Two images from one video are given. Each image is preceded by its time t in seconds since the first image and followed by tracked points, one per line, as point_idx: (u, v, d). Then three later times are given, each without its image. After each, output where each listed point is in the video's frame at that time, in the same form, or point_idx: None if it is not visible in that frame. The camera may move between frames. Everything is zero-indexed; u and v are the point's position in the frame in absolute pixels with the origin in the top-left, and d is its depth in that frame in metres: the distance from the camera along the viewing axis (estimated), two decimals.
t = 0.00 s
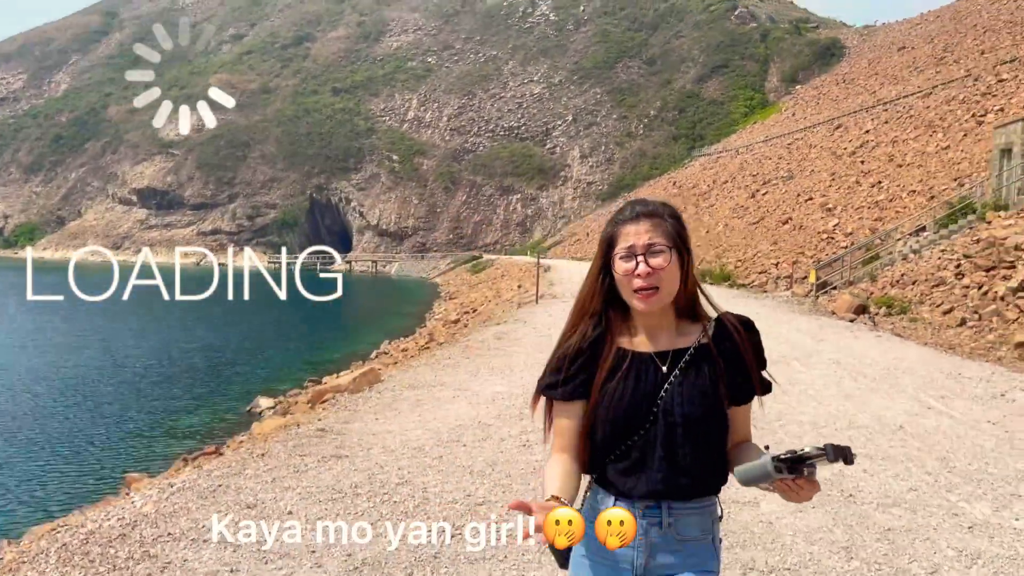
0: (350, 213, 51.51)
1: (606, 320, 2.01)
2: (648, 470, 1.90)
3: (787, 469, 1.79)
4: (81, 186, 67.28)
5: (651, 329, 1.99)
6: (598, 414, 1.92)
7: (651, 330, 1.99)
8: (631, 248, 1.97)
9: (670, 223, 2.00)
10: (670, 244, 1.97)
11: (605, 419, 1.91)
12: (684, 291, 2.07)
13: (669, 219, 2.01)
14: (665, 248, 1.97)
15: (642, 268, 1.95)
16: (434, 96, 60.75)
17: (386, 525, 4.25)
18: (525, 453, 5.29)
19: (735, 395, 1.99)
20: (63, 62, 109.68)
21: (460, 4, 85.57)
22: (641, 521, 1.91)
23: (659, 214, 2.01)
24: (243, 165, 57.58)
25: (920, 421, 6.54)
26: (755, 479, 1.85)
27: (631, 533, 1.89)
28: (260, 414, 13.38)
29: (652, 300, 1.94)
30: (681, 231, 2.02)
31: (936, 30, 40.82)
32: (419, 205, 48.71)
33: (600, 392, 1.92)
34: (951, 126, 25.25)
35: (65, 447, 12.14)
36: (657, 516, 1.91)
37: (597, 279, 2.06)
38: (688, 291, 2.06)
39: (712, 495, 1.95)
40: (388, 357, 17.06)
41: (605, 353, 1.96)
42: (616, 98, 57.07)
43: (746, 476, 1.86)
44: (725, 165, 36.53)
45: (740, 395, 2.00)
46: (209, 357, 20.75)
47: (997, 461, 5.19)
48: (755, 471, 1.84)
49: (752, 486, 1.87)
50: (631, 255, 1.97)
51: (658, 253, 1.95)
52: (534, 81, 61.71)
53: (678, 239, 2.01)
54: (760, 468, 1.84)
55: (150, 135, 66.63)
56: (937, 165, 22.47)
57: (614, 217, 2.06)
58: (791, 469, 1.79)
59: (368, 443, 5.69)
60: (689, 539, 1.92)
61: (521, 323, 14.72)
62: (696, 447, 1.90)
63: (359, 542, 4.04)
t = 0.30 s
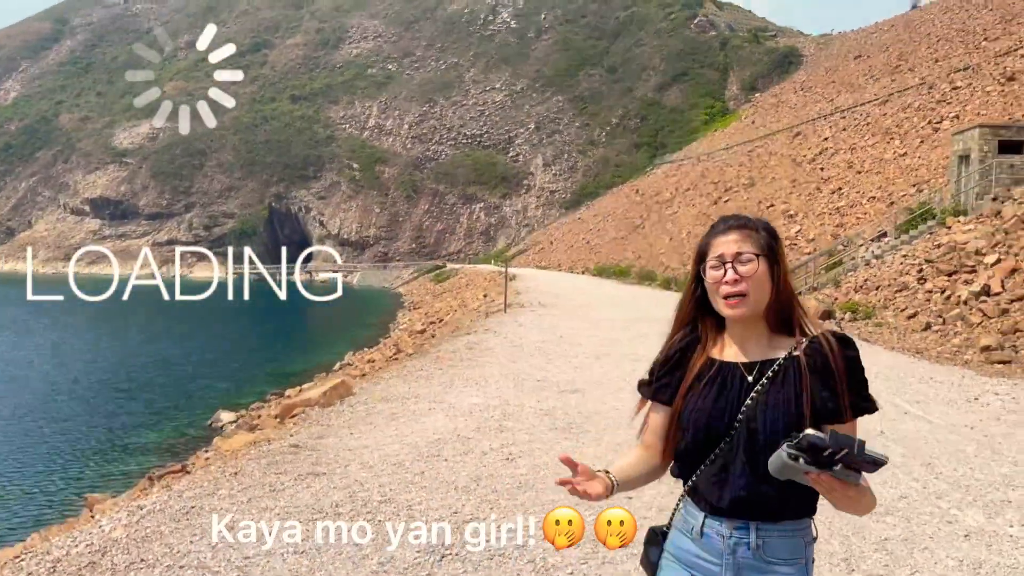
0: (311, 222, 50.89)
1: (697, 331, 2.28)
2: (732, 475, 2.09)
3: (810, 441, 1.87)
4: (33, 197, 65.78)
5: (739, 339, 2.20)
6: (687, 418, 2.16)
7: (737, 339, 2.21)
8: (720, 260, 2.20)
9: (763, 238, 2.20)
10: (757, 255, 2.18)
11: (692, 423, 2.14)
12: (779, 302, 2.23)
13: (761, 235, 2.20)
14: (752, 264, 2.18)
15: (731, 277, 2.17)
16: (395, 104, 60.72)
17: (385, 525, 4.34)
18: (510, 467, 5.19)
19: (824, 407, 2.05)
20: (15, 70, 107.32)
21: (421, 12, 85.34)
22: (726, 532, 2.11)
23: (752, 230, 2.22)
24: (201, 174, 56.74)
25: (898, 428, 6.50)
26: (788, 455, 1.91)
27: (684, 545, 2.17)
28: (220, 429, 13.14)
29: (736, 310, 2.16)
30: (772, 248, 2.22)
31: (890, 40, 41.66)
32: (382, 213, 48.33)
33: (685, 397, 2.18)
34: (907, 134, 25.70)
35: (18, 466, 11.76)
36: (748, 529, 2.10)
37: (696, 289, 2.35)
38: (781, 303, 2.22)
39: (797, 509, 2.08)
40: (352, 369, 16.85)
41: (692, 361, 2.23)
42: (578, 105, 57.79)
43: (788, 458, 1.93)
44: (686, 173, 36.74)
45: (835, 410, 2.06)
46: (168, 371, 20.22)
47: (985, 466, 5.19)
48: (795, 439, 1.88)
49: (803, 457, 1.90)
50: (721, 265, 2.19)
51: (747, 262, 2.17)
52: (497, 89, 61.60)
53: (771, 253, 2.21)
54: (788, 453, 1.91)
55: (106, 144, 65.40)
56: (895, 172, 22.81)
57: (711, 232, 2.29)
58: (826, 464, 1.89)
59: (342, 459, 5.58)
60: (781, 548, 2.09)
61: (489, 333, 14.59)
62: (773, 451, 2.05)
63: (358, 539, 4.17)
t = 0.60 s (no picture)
0: (273, 231, 50.43)
1: (769, 312, 2.38)
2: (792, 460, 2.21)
3: (772, 465, 2.11)
4: None
5: (809, 322, 2.30)
6: (753, 403, 2.29)
7: (807, 323, 2.31)
8: (797, 242, 2.29)
9: (841, 223, 2.29)
10: (835, 239, 2.26)
11: (756, 405, 2.28)
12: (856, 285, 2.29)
13: (839, 223, 2.28)
14: (827, 247, 2.26)
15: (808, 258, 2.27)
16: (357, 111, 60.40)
17: (386, 524, 4.43)
18: (484, 481, 5.03)
19: (886, 398, 2.13)
20: None
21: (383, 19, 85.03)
22: (789, 518, 2.25)
23: (832, 217, 2.30)
24: (160, 184, 55.92)
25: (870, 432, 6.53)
26: (779, 463, 2.10)
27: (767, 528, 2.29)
28: (181, 442, 12.90)
29: (808, 292, 2.26)
30: (849, 232, 2.30)
31: (845, 48, 42.47)
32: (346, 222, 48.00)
33: (750, 382, 2.32)
34: (864, 140, 26.13)
35: None
36: (812, 514, 2.23)
37: (767, 272, 2.44)
38: (858, 290, 2.28)
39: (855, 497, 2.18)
40: (317, 381, 16.63)
41: (760, 345, 2.35)
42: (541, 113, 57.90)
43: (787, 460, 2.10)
44: (649, 180, 37.04)
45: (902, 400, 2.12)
46: (127, 385, 19.68)
47: (959, 470, 5.17)
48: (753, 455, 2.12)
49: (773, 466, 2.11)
50: (797, 246, 2.29)
51: (825, 243, 2.26)
52: (460, 98, 61.59)
53: (848, 237, 2.30)
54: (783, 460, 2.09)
55: (60, 154, 64.12)
56: (854, 178, 23.12)
57: (789, 212, 2.37)
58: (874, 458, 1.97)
59: (311, 474, 5.39)
60: (848, 534, 2.22)
61: (458, 341, 14.47)
62: (834, 439, 2.17)
63: (359, 540, 4.23)
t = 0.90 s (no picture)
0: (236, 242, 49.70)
1: (793, 329, 2.40)
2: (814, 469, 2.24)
3: (791, 468, 2.15)
4: None
5: (835, 341, 2.33)
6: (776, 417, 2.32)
7: (830, 339, 2.34)
8: (825, 263, 2.32)
9: (870, 244, 2.33)
10: (860, 264, 2.30)
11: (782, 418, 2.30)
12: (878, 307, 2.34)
13: (866, 245, 2.32)
14: (856, 270, 2.30)
15: (836, 281, 2.30)
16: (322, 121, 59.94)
17: (387, 524, 4.52)
18: (456, 501, 4.83)
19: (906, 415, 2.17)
20: None
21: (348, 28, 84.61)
22: (800, 530, 2.30)
23: (860, 236, 2.34)
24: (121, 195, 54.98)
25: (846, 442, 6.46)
26: (796, 473, 2.14)
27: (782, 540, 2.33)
28: (142, 459, 12.50)
29: (835, 315, 2.30)
30: (871, 254, 2.35)
31: (806, 59, 43.08)
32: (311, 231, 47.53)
33: (775, 396, 2.35)
34: (827, 149, 26.41)
35: None
36: (822, 528, 2.27)
37: (791, 291, 2.46)
38: (883, 309, 2.33)
39: (874, 508, 2.21)
40: (283, 394, 16.31)
41: (783, 361, 2.37)
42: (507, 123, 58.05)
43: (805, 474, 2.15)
44: (615, 189, 37.13)
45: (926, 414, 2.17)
46: (88, 401, 19.10)
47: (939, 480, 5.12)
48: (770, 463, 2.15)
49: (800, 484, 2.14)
50: (825, 270, 2.32)
51: (852, 266, 2.30)
52: (426, 107, 61.36)
53: (874, 259, 2.34)
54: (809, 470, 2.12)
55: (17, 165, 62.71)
56: (817, 186, 23.33)
57: (813, 231, 2.40)
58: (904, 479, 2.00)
59: (265, 497, 5.13)
60: (860, 549, 2.26)
61: (425, 352, 14.21)
62: (856, 456, 2.21)
63: (359, 540, 4.32)
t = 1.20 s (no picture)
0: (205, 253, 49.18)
1: (816, 339, 2.34)
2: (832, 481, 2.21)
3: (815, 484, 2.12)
4: None
5: (858, 353, 2.26)
6: (798, 429, 2.29)
7: (855, 349, 2.27)
8: (849, 275, 2.24)
9: (895, 254, 2.24)
10: (886, 278, 2.21)
11: (802, 429, 2.27)
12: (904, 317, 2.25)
13: (892, 256, 2.24)
14: (883, 283, 2.22)
15: (860, 295, 2.23)
16: (291, 132, 59.57)
17: (386, 525, 4.63)
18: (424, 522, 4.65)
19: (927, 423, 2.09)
20: None
21: (317, 38, 84.23)
22: (821, 536, 2.25)
23: (887, 245, 2.25)
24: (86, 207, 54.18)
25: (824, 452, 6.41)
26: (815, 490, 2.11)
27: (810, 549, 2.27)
28: (107, 475, 12.17)
29: (858, 329, 2.22)
30: (897, 264, 2.26)
31: (771, 70, 43.58)
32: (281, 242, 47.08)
33: (798, 407, 2.31)
34: (793, 159, 26.65)
35: None
36: (843, 532, 2.22)
37: (818, 301, 2.38)
38: (910, 321, 2.24)
39: (897, 520, 2.15)
40: (251, 407, 16.04)
41: (806, 370, 2.33)
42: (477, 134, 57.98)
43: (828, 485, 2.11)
44: (585, 199, 37.20)
45: (951, 424, 2.08)
46: (52, 416, 18.64)
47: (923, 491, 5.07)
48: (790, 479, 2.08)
49: (822, 494, 2.11)
50: (850, 282, 2.24)
51: (878, 282, 2.22)
52: (396, 117, 61.18)
53: (901, 270, 2.25)
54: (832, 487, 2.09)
55: None
56: (785, 196, 23.48)
57: (839, 241, 2.32)
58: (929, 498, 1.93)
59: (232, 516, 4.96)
60: (881, 550, 2.20)
61: (397, 364, 14.01)
62: (878, 468, 2.15)
63: (359, 539, 4.44)
